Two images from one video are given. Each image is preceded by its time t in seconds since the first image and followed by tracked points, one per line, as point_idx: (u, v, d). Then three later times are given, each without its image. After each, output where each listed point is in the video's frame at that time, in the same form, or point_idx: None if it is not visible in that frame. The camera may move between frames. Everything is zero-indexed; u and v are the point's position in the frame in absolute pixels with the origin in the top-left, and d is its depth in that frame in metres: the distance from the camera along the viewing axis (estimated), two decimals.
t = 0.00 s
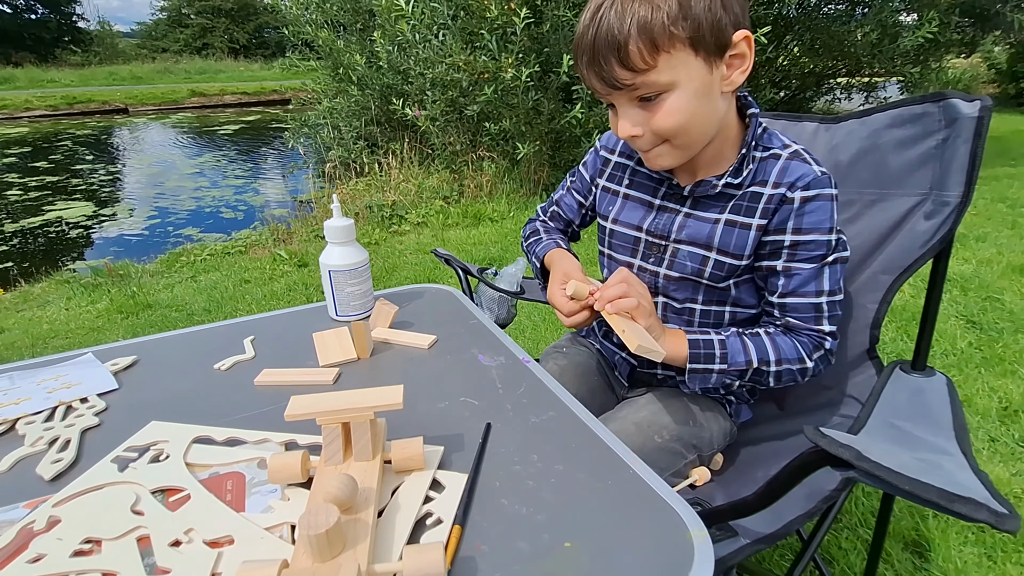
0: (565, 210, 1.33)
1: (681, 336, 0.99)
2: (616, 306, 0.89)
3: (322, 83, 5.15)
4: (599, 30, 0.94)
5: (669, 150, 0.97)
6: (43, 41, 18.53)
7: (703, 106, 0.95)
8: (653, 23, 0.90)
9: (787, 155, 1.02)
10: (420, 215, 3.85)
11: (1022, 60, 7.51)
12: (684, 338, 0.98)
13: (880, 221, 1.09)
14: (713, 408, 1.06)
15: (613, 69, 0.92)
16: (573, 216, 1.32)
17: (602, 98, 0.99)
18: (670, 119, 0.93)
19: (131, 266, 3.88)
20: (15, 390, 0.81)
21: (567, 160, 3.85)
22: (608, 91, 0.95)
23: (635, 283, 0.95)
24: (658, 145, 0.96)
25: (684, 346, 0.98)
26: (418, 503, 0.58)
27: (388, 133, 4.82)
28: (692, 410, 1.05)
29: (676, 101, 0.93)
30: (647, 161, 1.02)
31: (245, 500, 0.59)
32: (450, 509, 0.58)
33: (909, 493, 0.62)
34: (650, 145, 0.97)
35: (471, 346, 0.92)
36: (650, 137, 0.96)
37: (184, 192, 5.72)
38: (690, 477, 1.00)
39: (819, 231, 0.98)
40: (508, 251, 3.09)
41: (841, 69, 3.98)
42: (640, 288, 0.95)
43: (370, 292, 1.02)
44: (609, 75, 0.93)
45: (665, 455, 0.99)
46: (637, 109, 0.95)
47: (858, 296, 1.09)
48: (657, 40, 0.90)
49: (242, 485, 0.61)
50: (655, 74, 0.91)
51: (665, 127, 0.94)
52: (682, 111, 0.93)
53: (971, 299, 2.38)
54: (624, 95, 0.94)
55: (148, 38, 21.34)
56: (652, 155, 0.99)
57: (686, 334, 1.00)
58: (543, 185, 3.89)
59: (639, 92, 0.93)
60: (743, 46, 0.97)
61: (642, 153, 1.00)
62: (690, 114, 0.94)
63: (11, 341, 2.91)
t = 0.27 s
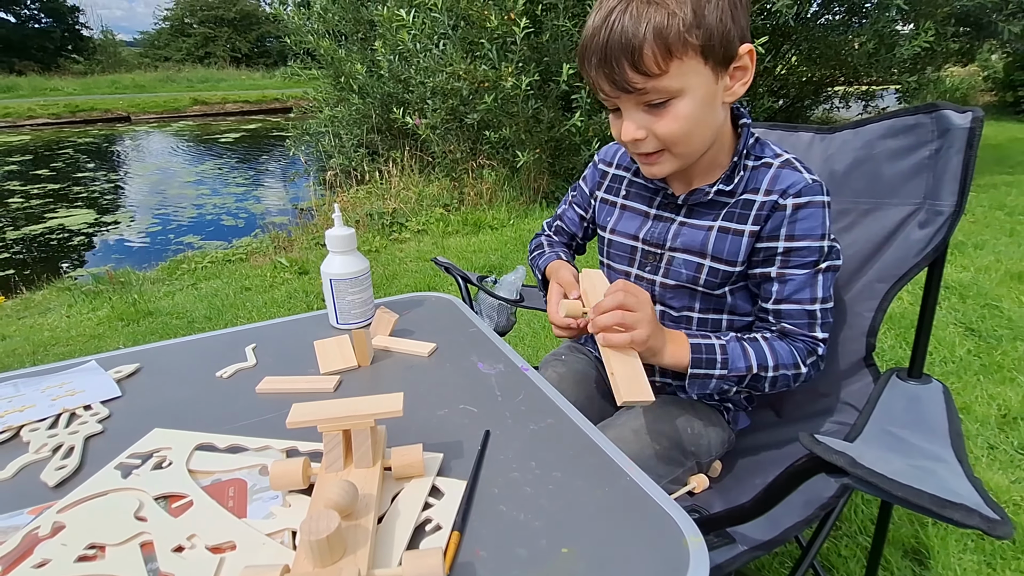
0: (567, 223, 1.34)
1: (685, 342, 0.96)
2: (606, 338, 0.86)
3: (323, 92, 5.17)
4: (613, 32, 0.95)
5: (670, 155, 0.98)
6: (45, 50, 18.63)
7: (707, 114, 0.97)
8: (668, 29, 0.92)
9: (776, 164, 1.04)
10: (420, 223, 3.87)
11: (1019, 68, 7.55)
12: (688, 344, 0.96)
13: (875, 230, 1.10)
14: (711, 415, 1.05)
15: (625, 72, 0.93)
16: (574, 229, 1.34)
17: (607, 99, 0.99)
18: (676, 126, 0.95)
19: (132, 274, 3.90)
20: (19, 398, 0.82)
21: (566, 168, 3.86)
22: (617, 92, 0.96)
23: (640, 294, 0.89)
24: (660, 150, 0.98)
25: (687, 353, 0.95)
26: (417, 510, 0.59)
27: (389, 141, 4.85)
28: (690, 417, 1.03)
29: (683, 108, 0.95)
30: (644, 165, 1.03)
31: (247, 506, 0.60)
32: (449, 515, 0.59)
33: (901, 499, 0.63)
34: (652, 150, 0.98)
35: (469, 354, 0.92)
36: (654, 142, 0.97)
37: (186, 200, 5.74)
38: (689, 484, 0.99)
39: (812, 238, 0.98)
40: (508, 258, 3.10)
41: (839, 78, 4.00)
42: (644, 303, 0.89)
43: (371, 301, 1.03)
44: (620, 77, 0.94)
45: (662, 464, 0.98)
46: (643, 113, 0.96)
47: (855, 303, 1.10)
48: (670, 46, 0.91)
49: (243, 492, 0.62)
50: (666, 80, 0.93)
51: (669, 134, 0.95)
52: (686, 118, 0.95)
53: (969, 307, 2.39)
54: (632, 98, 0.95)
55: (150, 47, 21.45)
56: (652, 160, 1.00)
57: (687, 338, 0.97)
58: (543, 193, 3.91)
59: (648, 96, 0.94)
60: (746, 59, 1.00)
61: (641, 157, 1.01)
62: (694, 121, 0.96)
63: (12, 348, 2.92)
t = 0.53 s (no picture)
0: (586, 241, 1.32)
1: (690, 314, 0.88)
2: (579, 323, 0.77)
3: (324, 97, 5.19)
4: (634, 24, 0.96)
5: (676, 151, 0.99)
6: (47, 55, 18.67)
7: (716, 112, 0.98)
8: (689, 24, 0.93)
9: (768, 157, 1.04)
10: (420, 227, 3.87)
11: (1017, 74, 7.57)
12: (693, 317, 0.88)
13: (874, 235, 1.10)
14: (710, 420, 1.02)
15: (645, 62, 0.94)
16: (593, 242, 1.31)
17: (619, 89, 1.00)
18: (687, 121, 0.96)
19: (132, 278, 3.90)
20: (19, 402, 0.82)
21: (566, 173, 3.87)
22: (633, 82, 0.96)
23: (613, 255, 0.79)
24: (668, 144, 0.98)
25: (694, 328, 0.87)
26: (415, 515, 0.59)
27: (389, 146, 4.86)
28: (690, 421, 1.00)
29: (695, 104, 0.96)
30: (647, 160, 1.03)
31: (245, 511, 0.60)
32: (447, 521, 0.59)
33: (899, 504, 0.63)
34: (659, 144, 0.99)
35: (468, 359, 0.92)
36: (662, 136, 0.98)
37: (186, 205, 5.75)
38: (688, 489, 0.96)
39: (806, 220, 0.95)
40: (508, 263, 3.11)
41: (838, 83, 4.00)
42: (617, 265, 0.80)
43: (371, 306, 1.03)
44: (640, 65, 0.94)
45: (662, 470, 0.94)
46: (656, 105, 0.96)
47: (854, 307, 1.10)
48: (693, 40, 0.93)
49: (242, 496, 0.62)
50: (685, 74, 0.94)
51: (679, 129, 0.96)
52: (697, 114, 0.96)
53: (969, 311, 2.38)
54: (648, 90, 0.96)
55: (151, 52, 21.52)
56: (657, 155, 1.01)
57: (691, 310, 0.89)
58: (543, 198, 3.92)
59: (663, 88, 0.95)
60: (752, 64, 1.02)
61: (645, 151, 1.01)
62: (704, 118, 0.97)
63: (12, 352, 2.92)
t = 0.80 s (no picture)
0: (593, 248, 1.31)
1: (624, 328, 0.83)
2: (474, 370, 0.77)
3: (324, 100, 5.19)
4: (637, 16, 0.97)
5: (674, 144, 1.00)
6: (48, 58, 18.69)
7: (715, 106, 0.99)
8: (690, 16, 0.94)
9: (755, 146, 1.04)
10: (420, 230, 3.87)
11: (1017, 77, 7.57)
12: (629, 329, 0.83)
13: (873, 238, 1.10)
14: (709, 423, 1.01)
15: (645, 52, 0.95)
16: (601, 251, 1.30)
17: (620, 82, 1.01)
18: (685, 113, 0.97)
19: (132, 281, 3.89)
20: (18, 405, 0.82)
21: (566, 176, 3.87)
22: (634, 73, 0.97)
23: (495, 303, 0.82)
24: (666, 137, 0.99)
25: (631, 335, 0.82)
26: (414, 517, 0.59)
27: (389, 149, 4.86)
28: (689, 423, 0.99)
29: (694, 97, 0.97)
30: (646, 154, 1.04)
31: (244, 513, 0.60)
32: (446, 523, 0.58)
33: (899, 507, 0.63)
34: (657, 136, 0.99)
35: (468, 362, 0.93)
36: (661, 128, 0.98)
37: (186, 208, 5.75)
38: (688, 492, 0.94)
39: (788, 188, 0.93)
40: (507, 266, 3.11)
41: (838, 86, 4.01)
42: (494, 311, 0.80)
43: (370, 309, 1.03)
44: (641, 56, 0.96)
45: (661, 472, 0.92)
46: (655, 97, 0.97)
47: (854, 310, 1.10)
48: (693, 32, 0.94)
49: (241, 499, 0.62)
50: (684, 65, 0.95)
51: (677, 120, 0.97)
52: (696, 106, 0.97)
53: (969, 314, 2.38)
54: (648, 81, 0.97)
55: (153, 55, 21.56)
56: (655, 148, 1.01)
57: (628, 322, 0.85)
58: (543, 201, 3.92)
59: (663, 79, 0.96)
60: (751, 63, 1.03)
61: (644, 144, 1.02)
62: (702, 111, 0.98)
63: (12, 355, 2.92)
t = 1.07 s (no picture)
0: (572, 234, 1.29)
1: (615, 341, 0.84)
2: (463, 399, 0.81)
3: (324, 104, 5.20)
4: (630, 15, 0.98)
5: (668, 140, 1.00)
6: (49, 61, 18.71)
7: (707, 104, 0.99)
8: (682, 14, 0.95)
9: (749, 146, 1.04)
10: (420, 233, 3.87)
11: (1017, 80, 7.58)
12: (620, 342, 0.84)
13: (872, 241, 1.10)
14: (709, 425, 1.01)
15: (637, 49, 0.96)
16: (581, 238, 1.28)
17: (613, 79, 1.02)
18: (677, 109, 0.97)
19: (132, 284, 3.89)
20: (17, 408, 0.82)
21: (566, 179, 3.87)
22: (626, 69, 0.98)
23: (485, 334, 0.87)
24: (659, 133, 0.99)
25: (621, 348, 0.83)
26: (412, 520, 0.59)
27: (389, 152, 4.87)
28: (688, 426, 0.98)
29: (686, 93, 0.97)
30: (640, 151, 1.04)
31: (243, 516, 0.60)
32: (444, 526, 0.58)
33: (896, 510, 0.63)
34: (650, 133, 1.00)
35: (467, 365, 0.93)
36: (653, 124, 0.99)
37: (186, 210, 5.75)
38: (688, 494, 0.95)
39: (783, 186, 0.93)
40: (507, 268, 3.11)
41: (838, 89, 4.02)
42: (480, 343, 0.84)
43: (370, 311, 1.04)
44: (632, 53, 0.96)
45: (662, 474, 0.92)
46: (648, 93, 0.98)
47: (852, 313, 1.10)
48: (683, 29, 0.95)
49: (240, 502, 0.62)
50: (674, 62, 0.95)
51: (669, 117, 0.97)
52: (689, 103, 0.97)
53: (969, 317, 2.38)
54: (640, 77, 0.97)
55: (154, 59, 21.60)
56: (648, 144, 1.02)
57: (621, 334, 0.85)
58: (543, 204, 3.92)
59: (655, 76, 0.96)
60: (745, 64, 1.03)
61: (638, 141, 1.02)
62: (695, 108, 0.98)
63: (12, 358, 2.92)
